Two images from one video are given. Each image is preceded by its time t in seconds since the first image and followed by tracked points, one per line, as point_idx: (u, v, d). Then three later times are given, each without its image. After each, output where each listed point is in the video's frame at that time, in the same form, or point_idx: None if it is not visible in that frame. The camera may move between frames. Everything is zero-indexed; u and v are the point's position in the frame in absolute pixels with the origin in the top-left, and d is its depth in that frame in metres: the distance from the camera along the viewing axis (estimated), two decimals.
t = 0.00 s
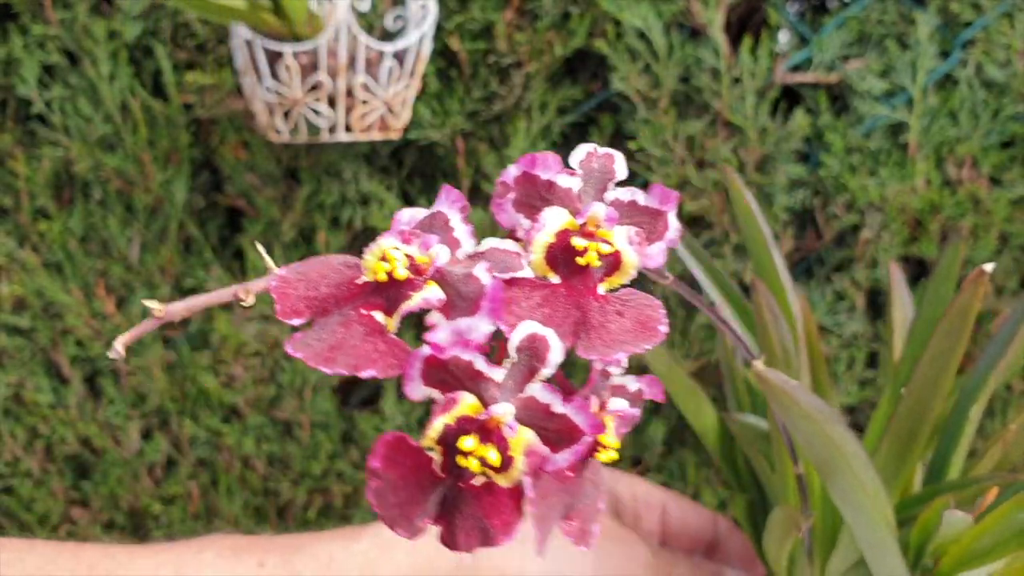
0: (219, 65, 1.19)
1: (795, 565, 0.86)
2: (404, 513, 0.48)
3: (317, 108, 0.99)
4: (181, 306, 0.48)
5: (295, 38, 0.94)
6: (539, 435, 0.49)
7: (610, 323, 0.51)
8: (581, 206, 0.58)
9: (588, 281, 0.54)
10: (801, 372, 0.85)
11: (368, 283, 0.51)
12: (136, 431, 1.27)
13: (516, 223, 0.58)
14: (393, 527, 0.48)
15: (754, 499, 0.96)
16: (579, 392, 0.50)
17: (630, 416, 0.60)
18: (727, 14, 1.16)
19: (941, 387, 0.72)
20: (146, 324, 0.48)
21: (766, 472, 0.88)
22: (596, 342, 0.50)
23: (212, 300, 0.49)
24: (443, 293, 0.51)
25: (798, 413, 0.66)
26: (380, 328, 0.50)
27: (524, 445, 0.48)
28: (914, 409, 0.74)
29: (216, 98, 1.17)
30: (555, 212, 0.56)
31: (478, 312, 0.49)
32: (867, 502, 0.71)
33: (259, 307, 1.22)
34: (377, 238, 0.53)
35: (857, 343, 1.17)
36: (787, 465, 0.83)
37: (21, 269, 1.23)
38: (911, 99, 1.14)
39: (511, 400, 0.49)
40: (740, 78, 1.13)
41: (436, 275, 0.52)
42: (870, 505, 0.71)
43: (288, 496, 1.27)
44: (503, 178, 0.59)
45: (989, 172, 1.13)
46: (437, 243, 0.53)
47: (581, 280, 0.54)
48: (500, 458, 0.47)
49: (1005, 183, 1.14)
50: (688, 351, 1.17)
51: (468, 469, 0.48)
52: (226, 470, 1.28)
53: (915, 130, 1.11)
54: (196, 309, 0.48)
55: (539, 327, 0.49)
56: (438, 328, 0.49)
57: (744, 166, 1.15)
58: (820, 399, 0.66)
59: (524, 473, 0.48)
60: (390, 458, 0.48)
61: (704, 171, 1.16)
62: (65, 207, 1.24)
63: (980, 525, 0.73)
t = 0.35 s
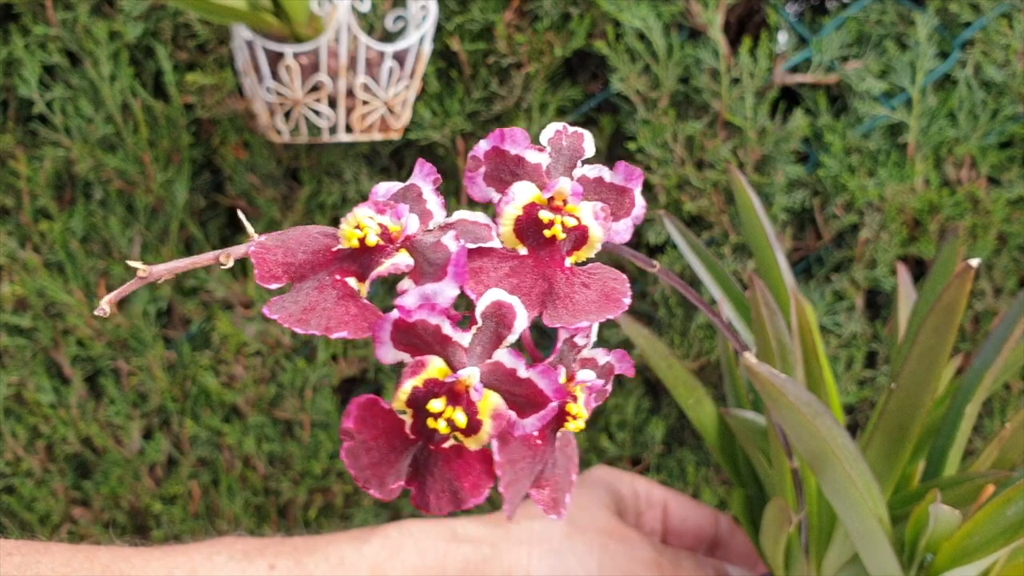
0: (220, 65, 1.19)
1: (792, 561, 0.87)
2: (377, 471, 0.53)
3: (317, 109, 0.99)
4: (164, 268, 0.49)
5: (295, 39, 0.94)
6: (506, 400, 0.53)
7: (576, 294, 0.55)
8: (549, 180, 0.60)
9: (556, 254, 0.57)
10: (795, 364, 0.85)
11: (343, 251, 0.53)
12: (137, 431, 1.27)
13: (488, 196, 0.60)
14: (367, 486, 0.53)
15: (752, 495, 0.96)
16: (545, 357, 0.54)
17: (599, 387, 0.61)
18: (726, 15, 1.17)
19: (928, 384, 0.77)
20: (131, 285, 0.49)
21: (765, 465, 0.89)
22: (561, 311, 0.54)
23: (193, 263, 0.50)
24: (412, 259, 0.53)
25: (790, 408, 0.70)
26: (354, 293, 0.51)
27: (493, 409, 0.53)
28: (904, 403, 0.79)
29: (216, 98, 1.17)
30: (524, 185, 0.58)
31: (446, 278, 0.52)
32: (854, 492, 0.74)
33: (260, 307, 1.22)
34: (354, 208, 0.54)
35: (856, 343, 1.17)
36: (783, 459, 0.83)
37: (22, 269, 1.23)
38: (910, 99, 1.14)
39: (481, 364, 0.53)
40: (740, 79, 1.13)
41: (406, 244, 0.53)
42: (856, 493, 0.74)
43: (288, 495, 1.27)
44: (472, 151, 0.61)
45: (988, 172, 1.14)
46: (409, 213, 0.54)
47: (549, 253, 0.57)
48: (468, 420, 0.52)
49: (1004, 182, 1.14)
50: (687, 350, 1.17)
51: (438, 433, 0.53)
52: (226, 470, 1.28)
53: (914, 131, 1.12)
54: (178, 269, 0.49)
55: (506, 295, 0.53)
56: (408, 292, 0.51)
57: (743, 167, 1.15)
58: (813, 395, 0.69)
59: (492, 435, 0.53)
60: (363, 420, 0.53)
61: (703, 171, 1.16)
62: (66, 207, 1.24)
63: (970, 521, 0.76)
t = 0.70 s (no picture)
0: (220, 65, 1.19)
1: (791, 563, 0.87)
2: (379, 493, 0.49)
3: (317, 109, 0.99)
4: (160, 286, 0.48)
5: (295, 39, 0.94)
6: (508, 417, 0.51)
7: (577, 307, 0.54)
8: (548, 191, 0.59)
9: (555, 266, 0.56)
10: (794, 365, 0.86)
11: (341, 265, 0.52)
12: (137, 431, 1.27)
13: (486, 208, 0.59)
14: (369, 508, 0.49)
15: (752, 496, 0.96)
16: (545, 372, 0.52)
17: (601, 401, 0.61)
18: (726, 15, 1.17)
19: (928, 385, 0.77)
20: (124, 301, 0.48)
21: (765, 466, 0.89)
22: (562, 325, 0.53)
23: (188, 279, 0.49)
24: (411, 274, 0.52)
25: (790, 409, 0.70)
26: (352, 309, 0.50)
27: (496, 427, 0.50)
28: (903, 404, 0.79)
29: (216, 98, 1.17)
30: (523, 197, 0.57)
31: (445, 294, 0.50)
32: (854, 494, 0.74)
33: (260, 307, 1.22)
34: (351, 222, 0.53)
35: (857, 343, 1.17)
36: (783, 461, 0.84)
37: (22, 269, 1.23)
38: (911, 99, 1.14)
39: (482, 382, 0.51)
40: (739, 79, 1.13)
41: (404, 257, 0.52)
42: (855, 495, 0.74)
43: (288, 495, 1.27)
44: (471, 163, 0.60)
45: (988, 172, 1.14)
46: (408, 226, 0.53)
47: (548, 266, 0.56)
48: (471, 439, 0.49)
49: (1004, 183, 1.14)
50: (687, 350, 1.17)
51: (440, 451, 0.49)
52: (226, 470, 1.28)
53: (914, 131, 1.12)
54: (175, 288, 0.48)
55: (506, 310, 0.51)
56: (407, 309, 0.50)
57: (743, 167, 1.15)
58: (812, 396, 0.70)
59: (496, 454, 0.50)
60: (365, 439, 0.48)
61: (703, 171, 1.16)
62: (66, 207, 1.24)
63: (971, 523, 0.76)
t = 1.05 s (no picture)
0: (220, 65, 1.19)
1: (791, 563, 0.87)
2: (372, 495, 0.50)
3: (317, 109, 0.99)
4: (155, 291, 0.49)
5: (295, 39, 0.94)
6: (499, 422, 0.50)
7: (568, 313, 0.53)
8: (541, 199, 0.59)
9: (547, 273, 0.56)
10: (795, 365, 0.86)
11: (334, 272, 0.52)
12: (137, 431, 1.27)
13: (478, 215, 0.59)
14: (360, 508, 0.50)
15: (752, 496, 0.96)
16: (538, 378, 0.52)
17: (595, 404, 0.59)
18: (726, 15, 1.17)
19: (928, 384, 0.77)
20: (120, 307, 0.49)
21: (765, 465, 0.89)
22: (554, 331, 0.52)
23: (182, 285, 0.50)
24: (403, 281, 0.52)
25: (790, 409, 0.70)
26: (344, 315, 0.50)
27: (486, 432, 0.50)
28: (903, 404, 0.79)
29: (216, 98, 1.17)
30: (515, 204, 0.57)
31: (436, 301, 0.50)
32: (855, 494, 0.74)
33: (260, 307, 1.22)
34: (344, 229, 0.53)
35: (857, 342, 1.17)
36: (783, 461, 0.84)
37: (22, 269, 1.23)
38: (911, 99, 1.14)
39: (473, 387, 0.51)
40: (739, 79, 1.13)
41: (396, 264, 0.53)
42: (857, 496, 0.74)
43: (288, 495, 1.27)
44: (463, 169, 0.60)
45: (988, 172, 1.14)
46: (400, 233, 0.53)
47: (541, 273, 0.55)
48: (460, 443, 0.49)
49: (1004, 182, 1.14)
50: (687, 350, 1.17)
51: (431, 454, 0.50)
52: (226, 470, 1.28)
53: (914, 131, 1.12)
54: (169, 292, 0.49)
55: (497, 316, 0.51)
56: (397, 316, 0.49)
57: (743, 167, 1.15)
58: (813, 396, 0.70)
59: (486, 458, 0.50)
60: (356, 442, 0.51)
61: (703, 171, 1.16)
62: (66, 207, 1.24)
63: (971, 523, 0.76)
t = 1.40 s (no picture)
0: (219, 65, 1.19)
1: (791, 563, 0.88)
2: (376, 485, 0.50)
3: (317, 109, 0.99)
4: (157, 279, 0.48)
5: (295, 39, 0.94)
6: (503, 411, 0.50)
7: (571, 303, 0.54)
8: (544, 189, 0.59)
9: (551, 263, 0.56)
10: (795, 365, 0.86)
11: (336, 262, 0.53)
12: (137, 430, 1.27)
13: (481, 206, 0.59)
14: (366, 499, 0.50)
15: (752, 496, 0.97)
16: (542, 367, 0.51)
17: (597, 397, 0.60)
18: (726, 15, 1.17)
19: (928, 384, 0.77)
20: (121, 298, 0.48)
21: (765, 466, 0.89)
22: (557, 321, 0.53)
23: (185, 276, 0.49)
24: (406, 271, 0.52)
25: (790, 409, 0.70)
26: (348, 303, 0.51)
27: (491, 420, 0.49)
28: (903, 404, 0.79)
29: (216, 98, 1.17)
30: (518, 194, 0.56)
31: (439, 289, 0.50)
32: (855, 495, 0.74)
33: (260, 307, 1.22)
34: (347, 218, 0.53)
35: (857, 343, 1.17)
36: (783, 461, 0.84)
37: (22, 268, 1.23)
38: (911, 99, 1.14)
39: (476, 377, 0.50)
40: (740, 79, 1.13)
41: (399, 254, 0.52)
42: (857, 498, 0.74)
43: (288, 496, 1.27)
44: (465, 160, 0.60)
45: (988, 172, 1.14)
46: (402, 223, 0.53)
47: (544, 263, 0.56)
48: (466, 431, 0.49)
49: (1004, 183, 1.14)
50: (687, 350, 1.17)
51: (436, 444, 0.50)
52: (226, 470, 1.28)
53: (914, 131, 1.12)
54: (172, 281, 0.48)
55: (501, 306, 0.51)
56: (400, 304, 0.49)
57: (743, 167, 1.15)
58: (813, 396, 0.70)
59: (491, 448, 0.49)
60: (360, 431, 0.50)
61: (703, 171, 1.16)
62: (66, 207, 1.24)
63: (971, 523, 0.76)
